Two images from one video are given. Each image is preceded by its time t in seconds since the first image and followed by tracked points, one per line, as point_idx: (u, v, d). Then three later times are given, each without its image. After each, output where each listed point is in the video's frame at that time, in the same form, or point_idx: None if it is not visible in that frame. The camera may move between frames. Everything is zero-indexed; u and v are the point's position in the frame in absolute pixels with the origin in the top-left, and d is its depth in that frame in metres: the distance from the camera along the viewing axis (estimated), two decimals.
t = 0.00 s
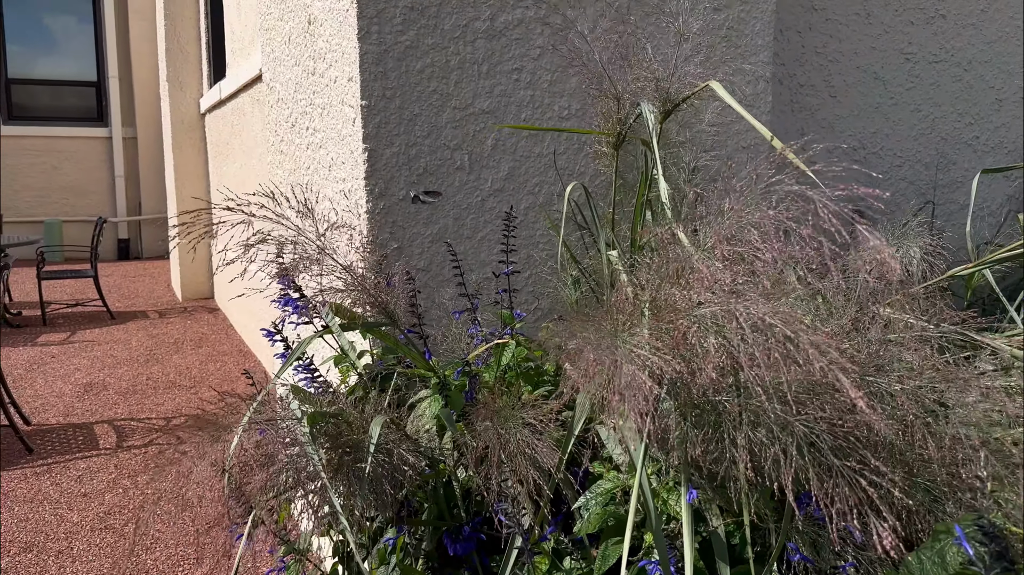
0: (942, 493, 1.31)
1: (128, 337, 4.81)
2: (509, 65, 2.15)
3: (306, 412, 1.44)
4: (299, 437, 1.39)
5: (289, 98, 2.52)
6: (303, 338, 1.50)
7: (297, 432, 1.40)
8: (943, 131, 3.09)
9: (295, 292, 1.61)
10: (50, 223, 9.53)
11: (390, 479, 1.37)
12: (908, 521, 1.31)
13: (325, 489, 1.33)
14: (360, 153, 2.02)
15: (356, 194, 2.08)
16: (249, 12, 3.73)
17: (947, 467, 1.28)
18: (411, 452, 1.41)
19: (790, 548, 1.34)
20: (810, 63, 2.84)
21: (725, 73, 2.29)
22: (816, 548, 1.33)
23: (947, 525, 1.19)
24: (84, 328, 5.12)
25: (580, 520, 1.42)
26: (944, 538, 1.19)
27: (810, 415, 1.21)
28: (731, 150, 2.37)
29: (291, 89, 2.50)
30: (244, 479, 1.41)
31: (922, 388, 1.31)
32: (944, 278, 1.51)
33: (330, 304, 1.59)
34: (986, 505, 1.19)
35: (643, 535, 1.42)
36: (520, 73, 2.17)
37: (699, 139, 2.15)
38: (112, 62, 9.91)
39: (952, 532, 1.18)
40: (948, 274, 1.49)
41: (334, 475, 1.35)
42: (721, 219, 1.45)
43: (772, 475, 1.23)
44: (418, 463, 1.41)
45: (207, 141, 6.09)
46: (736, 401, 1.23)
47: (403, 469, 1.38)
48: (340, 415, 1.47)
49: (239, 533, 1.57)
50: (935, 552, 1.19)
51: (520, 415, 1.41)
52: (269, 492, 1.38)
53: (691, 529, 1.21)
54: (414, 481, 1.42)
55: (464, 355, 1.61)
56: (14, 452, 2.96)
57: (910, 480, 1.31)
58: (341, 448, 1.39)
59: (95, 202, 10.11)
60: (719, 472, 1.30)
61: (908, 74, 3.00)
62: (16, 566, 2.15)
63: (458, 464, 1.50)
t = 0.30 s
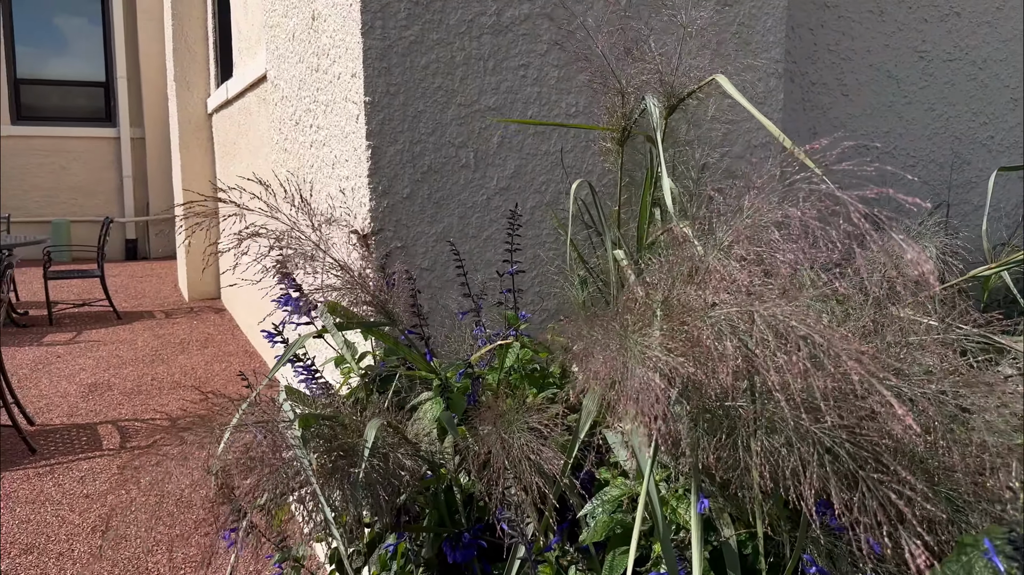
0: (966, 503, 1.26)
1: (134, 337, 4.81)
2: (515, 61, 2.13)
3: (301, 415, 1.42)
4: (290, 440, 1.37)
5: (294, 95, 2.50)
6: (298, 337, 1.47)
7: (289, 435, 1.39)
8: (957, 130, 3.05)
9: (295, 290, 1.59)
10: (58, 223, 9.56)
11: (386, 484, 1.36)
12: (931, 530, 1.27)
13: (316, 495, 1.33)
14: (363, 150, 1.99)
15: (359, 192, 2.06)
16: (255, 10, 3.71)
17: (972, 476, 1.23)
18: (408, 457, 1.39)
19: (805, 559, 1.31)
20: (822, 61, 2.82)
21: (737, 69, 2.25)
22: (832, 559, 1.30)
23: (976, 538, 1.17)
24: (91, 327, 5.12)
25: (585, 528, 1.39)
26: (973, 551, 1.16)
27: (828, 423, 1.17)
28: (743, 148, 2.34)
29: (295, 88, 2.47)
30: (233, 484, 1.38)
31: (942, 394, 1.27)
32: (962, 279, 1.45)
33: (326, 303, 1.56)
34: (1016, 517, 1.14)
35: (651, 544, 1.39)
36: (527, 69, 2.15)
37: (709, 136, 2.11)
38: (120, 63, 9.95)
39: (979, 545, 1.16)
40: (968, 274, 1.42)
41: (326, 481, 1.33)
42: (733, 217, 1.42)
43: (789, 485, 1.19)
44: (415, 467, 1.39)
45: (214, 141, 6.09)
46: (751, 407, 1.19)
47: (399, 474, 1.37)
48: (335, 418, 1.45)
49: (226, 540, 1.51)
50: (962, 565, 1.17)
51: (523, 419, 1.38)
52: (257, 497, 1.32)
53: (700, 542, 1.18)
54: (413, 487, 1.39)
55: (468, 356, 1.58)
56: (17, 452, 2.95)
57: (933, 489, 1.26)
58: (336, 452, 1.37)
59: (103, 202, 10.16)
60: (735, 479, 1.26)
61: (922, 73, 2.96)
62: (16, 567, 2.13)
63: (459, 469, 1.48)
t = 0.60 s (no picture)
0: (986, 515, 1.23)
1: (141, 337, 4.82)
2: (523, 61, 2.11)
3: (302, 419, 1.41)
4: (289, 444, 1.37)
5: (300, 94, 2.49)
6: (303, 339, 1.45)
7: (290, 439, 1.38)
8: (971, 132, 3.02)
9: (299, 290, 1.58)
10: (66, 223, 9.59)
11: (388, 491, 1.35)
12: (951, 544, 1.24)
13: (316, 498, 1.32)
14: (369, 150, 1.98)
15: (365, 192, 2.05)
16: (262, 10, 3.71)
17: (993, 488, 1.19)
18: (412, 464, 1.39)
19: (819, 572, 1.29)
20: (833, 62, 2.79)
21: (749, 68, 2.23)
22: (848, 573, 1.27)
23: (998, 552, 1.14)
24: (98, 328, 5.13)
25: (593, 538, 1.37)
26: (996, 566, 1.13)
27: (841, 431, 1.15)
28: (754, 149, 2.31)
29: (301, 87, 2.46)
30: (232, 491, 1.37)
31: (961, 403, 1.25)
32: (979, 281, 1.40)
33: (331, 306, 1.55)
34: None
35: (660, 555, 1.37)
36: (535, 69, 2.13)
37: (719, 136, 2.09)
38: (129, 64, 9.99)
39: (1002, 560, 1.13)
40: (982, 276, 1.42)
41: (326, 487, 1.32)
42: (744, 218, 1.40)
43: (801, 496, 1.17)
44: (418, 473, 1.38)
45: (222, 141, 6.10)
46: (763, 414, 1.17)
47: (402, 480, 1.36)
48: (338, 423, 1.44)
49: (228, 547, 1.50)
50: None
51: (528, 424, 1.36)
52: (260, 503, 1.32)
53: (710, 555, 1.17)
54: (416, 494, 1.38)
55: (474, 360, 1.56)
56: (22, 452, 2.95)
57: (953, 501, 1.23)
58: (338, 458, 1.37)
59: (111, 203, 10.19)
60: (746, 488, 1.24)
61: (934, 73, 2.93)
62: (20, 569, 2.12)
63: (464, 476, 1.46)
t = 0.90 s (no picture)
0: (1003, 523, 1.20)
1: (147, 337, 4.82)
2: (530, 59, 2.09)
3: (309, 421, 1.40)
4: (301, 446, 1.35)
5: (305, 93, 2.47)
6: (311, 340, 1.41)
7: (298, 441, 1.36)
8: (982, 132, 2.99)
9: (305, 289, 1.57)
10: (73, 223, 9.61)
11: (397, 495, 1.34)
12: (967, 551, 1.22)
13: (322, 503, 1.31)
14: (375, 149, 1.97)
15: (371, 192, 2.03)
16: (268, 9, 3.70)
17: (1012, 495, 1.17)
18: (420, 468, 1.37)
19: None
20: (843, 61, 2.77)
21: (760, 67, 2.21)
22: None
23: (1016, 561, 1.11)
24: (103, 327, 5.13)
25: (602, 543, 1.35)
26: None
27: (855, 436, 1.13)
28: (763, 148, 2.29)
29: (306, 86, 2.45)
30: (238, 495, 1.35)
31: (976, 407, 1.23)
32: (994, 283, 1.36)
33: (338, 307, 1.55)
34: None
35: (670, 560, 1.35)
36: (542, 67, 2.11)
37: (728, 136, 2.07)
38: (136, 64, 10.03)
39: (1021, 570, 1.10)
40: (997, 279, 1.36)
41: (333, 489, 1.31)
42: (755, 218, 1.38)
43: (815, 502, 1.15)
44: (426, 476, 1.37)
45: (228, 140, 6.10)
46: (774, 418, 1.15)
47: (411, 484, 1.35)
48: (345, 425, 1.43)
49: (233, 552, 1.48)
50: None
51: (537, 427, 1.34)
52: (267, 507, 1.31)
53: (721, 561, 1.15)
54: (424, 498, 1.37)
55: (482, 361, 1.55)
56: (27, 452, 2.94)
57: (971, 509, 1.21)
58: (345, 461, 1.36)
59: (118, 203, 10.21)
60: (758, 494, 1.22)
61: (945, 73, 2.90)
62: (23, 570, 2.11)
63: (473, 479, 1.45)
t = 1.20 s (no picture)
0: None
1: (153, 334, 4.82)
2: (537, 53, 2.08)
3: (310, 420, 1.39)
4: (300, 445, 1.34)
5: (310, 88, 2.46)
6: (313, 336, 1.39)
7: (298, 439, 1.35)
8: (993, 129, 2.96)
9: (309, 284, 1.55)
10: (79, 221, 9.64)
11: (399, 494, 1.32)
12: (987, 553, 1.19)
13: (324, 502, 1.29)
14: (380, 144, 1.95)
15: (376, 188, 2.02)
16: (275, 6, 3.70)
17: None
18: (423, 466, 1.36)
19: None
20: (852, 57, 2.75)
21: (769, 62, 2.19)
22: None
23: None
24: (109, 325, 5.14)
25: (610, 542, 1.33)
26: None
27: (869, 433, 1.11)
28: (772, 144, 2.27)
29: (312, 81, 2.43)
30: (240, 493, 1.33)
31: (993, 404, 1.20)
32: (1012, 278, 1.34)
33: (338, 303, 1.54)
34: None
35: (680, 560, 1.33)
36: (549, 61, 2.09)
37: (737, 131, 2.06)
38: (143, 62, 10.08)
39: None
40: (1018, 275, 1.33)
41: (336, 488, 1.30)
42: (765, 212, 1.36)
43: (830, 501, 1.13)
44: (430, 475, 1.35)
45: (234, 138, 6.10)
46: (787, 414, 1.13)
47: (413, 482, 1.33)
48: (347, 423, 1.42)
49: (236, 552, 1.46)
50: None
51: (542, 425, 1.32)
52: (269, 505, 1.29)
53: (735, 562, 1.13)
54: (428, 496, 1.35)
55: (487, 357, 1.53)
56: (32, 449, 2.94)
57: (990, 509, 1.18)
58: (346, 459, 1.35)
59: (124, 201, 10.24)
60: (770, 492, 1.20)
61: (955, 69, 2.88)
62: (26, 567, 2.10)
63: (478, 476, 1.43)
